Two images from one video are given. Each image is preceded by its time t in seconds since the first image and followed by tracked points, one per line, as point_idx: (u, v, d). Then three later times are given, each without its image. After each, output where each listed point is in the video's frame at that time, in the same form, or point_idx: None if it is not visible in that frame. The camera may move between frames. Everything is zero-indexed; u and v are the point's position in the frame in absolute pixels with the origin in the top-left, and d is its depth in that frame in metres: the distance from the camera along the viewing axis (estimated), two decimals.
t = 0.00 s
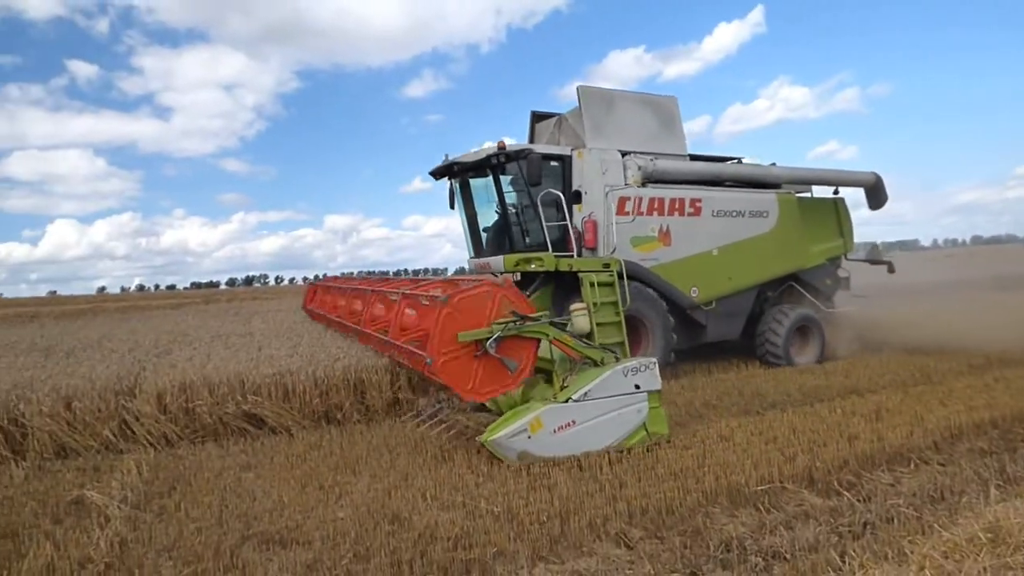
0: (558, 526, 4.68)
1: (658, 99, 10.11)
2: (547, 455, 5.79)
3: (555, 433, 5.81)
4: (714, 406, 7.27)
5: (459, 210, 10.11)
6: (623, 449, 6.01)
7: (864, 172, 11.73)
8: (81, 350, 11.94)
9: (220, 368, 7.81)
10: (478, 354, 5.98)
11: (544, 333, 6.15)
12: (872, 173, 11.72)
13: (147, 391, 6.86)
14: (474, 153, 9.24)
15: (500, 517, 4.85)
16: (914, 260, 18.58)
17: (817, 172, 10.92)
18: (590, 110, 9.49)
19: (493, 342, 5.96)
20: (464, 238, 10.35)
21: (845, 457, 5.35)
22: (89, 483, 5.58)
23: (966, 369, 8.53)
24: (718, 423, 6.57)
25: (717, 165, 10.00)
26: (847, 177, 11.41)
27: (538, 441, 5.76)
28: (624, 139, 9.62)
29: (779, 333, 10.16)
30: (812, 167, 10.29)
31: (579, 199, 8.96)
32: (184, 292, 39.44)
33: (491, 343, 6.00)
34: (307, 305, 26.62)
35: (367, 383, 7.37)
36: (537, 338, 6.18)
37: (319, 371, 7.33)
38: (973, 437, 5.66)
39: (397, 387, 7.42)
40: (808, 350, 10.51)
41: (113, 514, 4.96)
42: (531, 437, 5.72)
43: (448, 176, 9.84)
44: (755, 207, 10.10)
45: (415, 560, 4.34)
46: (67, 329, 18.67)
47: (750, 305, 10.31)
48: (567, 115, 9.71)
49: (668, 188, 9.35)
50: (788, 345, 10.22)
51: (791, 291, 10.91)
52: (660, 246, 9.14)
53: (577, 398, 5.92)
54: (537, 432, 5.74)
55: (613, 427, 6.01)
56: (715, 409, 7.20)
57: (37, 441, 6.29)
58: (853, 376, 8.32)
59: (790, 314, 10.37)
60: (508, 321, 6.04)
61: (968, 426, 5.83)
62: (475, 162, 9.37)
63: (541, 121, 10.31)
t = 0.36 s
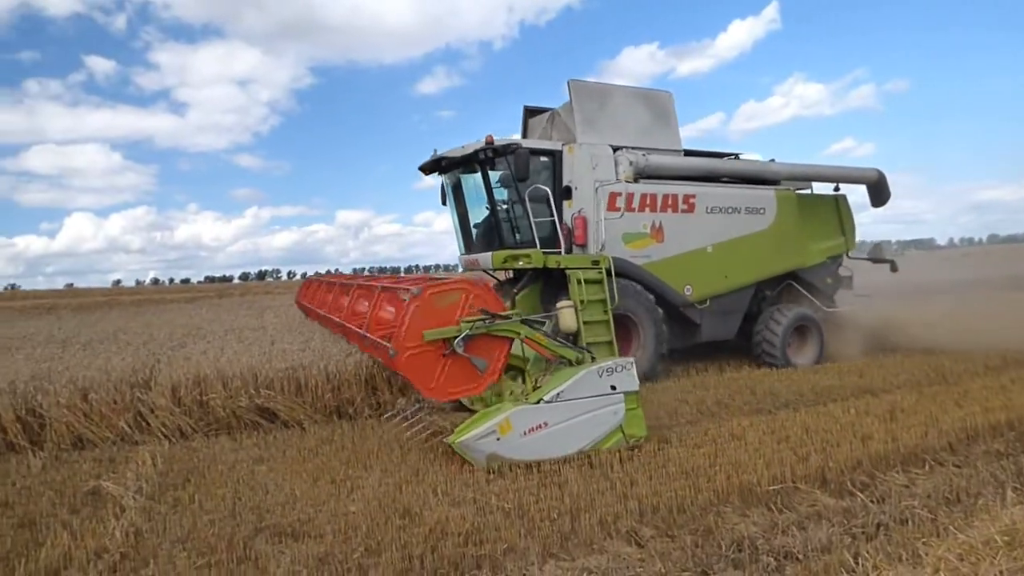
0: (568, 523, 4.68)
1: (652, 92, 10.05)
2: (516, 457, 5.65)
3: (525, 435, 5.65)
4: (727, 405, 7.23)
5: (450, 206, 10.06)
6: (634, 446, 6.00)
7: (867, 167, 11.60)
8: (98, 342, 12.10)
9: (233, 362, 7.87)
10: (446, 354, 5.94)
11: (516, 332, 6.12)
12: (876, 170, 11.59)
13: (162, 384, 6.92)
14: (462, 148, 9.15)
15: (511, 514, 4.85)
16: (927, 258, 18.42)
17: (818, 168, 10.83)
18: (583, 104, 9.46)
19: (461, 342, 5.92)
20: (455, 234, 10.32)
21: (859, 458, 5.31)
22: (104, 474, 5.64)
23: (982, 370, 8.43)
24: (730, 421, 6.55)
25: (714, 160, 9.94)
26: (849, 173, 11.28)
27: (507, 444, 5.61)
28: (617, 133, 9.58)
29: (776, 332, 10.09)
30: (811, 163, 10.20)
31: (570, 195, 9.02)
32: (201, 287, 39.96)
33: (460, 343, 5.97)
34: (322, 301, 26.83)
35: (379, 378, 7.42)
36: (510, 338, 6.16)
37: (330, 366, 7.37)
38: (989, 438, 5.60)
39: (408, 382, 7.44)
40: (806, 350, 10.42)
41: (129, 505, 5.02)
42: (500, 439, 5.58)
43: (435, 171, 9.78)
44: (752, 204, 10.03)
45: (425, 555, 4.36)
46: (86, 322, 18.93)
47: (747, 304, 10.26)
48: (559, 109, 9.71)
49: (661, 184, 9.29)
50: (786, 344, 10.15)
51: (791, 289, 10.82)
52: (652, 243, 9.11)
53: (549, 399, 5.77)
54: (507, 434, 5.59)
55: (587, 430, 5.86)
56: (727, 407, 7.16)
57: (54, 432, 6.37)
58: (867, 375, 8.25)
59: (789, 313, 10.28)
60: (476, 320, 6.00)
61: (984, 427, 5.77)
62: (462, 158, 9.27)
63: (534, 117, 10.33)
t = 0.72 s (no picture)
0: (589, 520, 4.68)
1: (654, 85, 9.98)
2: (490, 458, 5.56)
3: (499, 436, 5.57)
4: (749, 403, 7.16)
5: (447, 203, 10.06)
6: (654, 444, 6.00)
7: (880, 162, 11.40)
8: (127, 337, 12.36)
9: (257, 357, 8.00)
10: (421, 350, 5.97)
11: (492, 329, 6.15)
12: (888, 164, 11.39)
13: (188, 378, 7.05)
14: (458, 142, 9.14)
15: (531, 510, 4.87)
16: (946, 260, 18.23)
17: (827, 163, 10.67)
18: (581, 97, 9.42)
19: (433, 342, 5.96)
20: (453, 231, 10.30)
21: (884, 457, 5.24)
22: (133, 466, 5.77)
23: (1012, 370, 8.24)
24: (752, 419, 6.50)
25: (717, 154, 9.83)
26: (860, 168, 11.10)
27: (480, 445, 5.53)
28: (615, 127, 9.51)
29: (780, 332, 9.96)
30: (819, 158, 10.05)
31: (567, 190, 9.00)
32: (225, 285, 40.63)
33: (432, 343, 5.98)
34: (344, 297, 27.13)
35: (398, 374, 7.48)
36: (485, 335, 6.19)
37: (351, 361, 7.45)
38: (1018, 438, 5.50)
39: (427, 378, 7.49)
40: (813, 350, 10.28)
41: (156, 496, 5.13)
42: (472, 440, 5.50)
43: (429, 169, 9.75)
44: (757, 200, 9.89)
45: (446, 549, 4.39)
46: (116, 318, 19.36)
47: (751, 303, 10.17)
48: (558, 103, 9.70)
49: (662, 179, 9.20)
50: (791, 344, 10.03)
51: (799, 287, 10.67)
52: (651, 239, 9.03)
53: (525, 399, 5.66)
54: (480, 434, 5.51)
55: (565, 430, 5.76)
56: (749, 406, 7.09)
57: (85, 424, 6.52)
58: (892, 375, 8.12)
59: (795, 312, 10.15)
60: (450, 316, 6.05)
61: (1014, 426, 5.66)
62: (457, 153, 9.27)
63: (535, 112, 10.32)
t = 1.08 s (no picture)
0: (610, 518, 4.69)
1: (651, 78, 9.89)
2: (459, 460, 5.50)
3: (467, 437, 5.51)
4: (771, 402, 7.10)
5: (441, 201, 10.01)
6: (675, 442, 5.98)
7: (888, 154, 11.18)
8: (154, 336, 12.61)
9: (280, 356, 8.12)
10: (388, 351, 6.02)
11: (460, 328, 6.19)
12: (899, 157, 11.15)
13: (213, 377, 7.18)
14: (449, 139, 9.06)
15: (552, 508, 4.89)
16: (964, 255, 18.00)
17: (833, 157, 10.48)
18: (575, 92, 9.34)
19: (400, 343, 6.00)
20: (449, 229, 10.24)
21: (910, 457, 5.17)
22: (162, 462, 5.90)
23: None
24: (775, 418, 6.44)
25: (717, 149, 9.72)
26: (868, 161, 10.90)
27: (448, 446, 5.48)
28: (610, 121, 9.44)
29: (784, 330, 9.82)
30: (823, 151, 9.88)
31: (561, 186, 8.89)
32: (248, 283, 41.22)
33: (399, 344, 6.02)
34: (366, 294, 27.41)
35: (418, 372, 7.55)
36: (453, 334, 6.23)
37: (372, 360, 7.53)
38: None
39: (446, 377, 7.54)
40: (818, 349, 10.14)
41: (185, 492, 5.24)
42: (440, 442, 5.45)
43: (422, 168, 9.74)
44: (758, 195, 9.77)
45: (467, 546, 4.43)
46: (143, 318, 19.73)
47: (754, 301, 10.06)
48: (552, 98, 9.62)
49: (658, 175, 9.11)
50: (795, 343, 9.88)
51: (805, 285, 10.54)
52: (647, 236, 8.95)
53: (495, 400, 5.59)
54: (447, 436, 5.46)
55: (539, 432, 5.67)
56: (771, 405, 7.03)
57: (116, 422, 6.68)
58: (918, 373, 8.00)
59: (799, 310, 10.00)
60: (418, 316, 6.08)
61: None
62: (448, 150, 9.18)
63: (531, 108, 10.24)
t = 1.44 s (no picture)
0: (632, 514, 4.71)
1: (655, 71, 9.76)
2: (429, 459, 5.50)
3: (437, 436, 5.53)
4: (797, 401, 7.03)
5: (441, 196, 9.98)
6: (697, 440, 5.97)
7: (906, 151, 10.92)
8: (184, 328, 12.90)
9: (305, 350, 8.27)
10: (359, 347, 6.30)
11: (432, 324, 6.39)
12: (915, 153, 10.89)
13: (242, 369, 7.34)
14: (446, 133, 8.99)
15: (574, 503, 4.92)
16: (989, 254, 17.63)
17: (846, 153, 10.27)
18: (577, 86, 9.26)
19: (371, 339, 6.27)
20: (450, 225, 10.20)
21: (938, 459, 5.09)
22: (192, 451, 6.06)
23: None
24: (800, 417, 6.39)
25: (723, 144, 9.56)
26: (883, 158, 10.66)
27: (419, 445, 5.48)
28: (611, 115, 9.34)
29: (790, 329, 9.66)
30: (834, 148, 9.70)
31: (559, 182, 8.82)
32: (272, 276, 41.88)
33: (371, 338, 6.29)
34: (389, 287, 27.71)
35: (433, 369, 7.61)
36: (424, 329, 6.45)
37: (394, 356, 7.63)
38: None
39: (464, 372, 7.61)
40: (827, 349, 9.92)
41: (214, 480, 5.38)
42: (409, 440, 5.46)
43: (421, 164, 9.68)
44: (765, 192, 9.61)
45: (490, 539, 4.49)
46: (174, 310, 20.20)
47: (759, 300, 9.94)
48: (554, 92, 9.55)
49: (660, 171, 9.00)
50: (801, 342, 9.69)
51: (815, 284, 10.39)
52: (647, 233, 8.86)
53: (466, 399, 5.63)
54: (417, 434, 5.49)
55: (514, 431, 5.69)
56: (797, 404, 6.97)
57: (149, 411, 6.87)
58: (948, 374, 7.84)
59: (806, 309, 9.82)
60: (389, 312, 6.35)
61: None
62: (445, 146, 9.11)
63: (536, 103, 10.17)
